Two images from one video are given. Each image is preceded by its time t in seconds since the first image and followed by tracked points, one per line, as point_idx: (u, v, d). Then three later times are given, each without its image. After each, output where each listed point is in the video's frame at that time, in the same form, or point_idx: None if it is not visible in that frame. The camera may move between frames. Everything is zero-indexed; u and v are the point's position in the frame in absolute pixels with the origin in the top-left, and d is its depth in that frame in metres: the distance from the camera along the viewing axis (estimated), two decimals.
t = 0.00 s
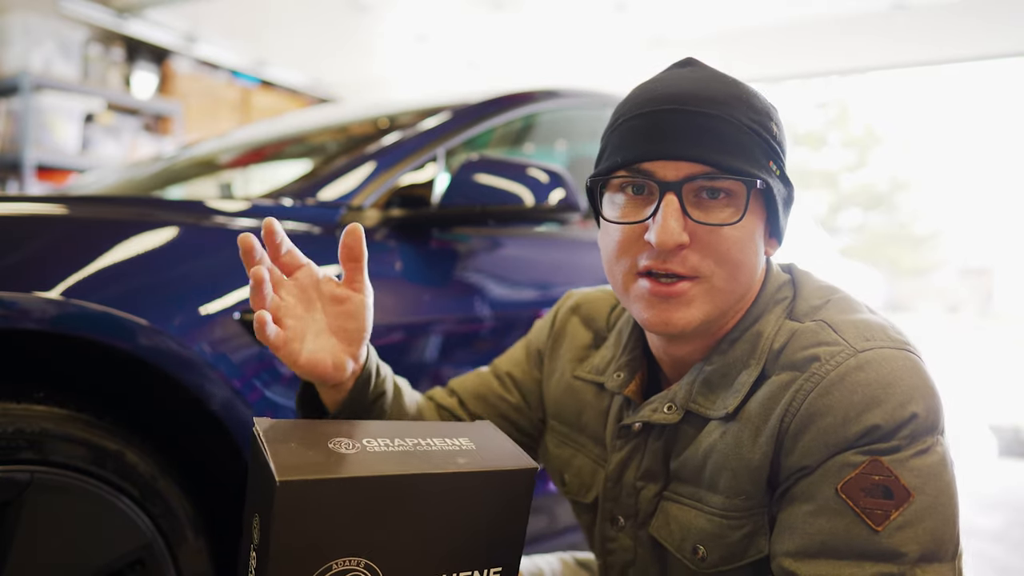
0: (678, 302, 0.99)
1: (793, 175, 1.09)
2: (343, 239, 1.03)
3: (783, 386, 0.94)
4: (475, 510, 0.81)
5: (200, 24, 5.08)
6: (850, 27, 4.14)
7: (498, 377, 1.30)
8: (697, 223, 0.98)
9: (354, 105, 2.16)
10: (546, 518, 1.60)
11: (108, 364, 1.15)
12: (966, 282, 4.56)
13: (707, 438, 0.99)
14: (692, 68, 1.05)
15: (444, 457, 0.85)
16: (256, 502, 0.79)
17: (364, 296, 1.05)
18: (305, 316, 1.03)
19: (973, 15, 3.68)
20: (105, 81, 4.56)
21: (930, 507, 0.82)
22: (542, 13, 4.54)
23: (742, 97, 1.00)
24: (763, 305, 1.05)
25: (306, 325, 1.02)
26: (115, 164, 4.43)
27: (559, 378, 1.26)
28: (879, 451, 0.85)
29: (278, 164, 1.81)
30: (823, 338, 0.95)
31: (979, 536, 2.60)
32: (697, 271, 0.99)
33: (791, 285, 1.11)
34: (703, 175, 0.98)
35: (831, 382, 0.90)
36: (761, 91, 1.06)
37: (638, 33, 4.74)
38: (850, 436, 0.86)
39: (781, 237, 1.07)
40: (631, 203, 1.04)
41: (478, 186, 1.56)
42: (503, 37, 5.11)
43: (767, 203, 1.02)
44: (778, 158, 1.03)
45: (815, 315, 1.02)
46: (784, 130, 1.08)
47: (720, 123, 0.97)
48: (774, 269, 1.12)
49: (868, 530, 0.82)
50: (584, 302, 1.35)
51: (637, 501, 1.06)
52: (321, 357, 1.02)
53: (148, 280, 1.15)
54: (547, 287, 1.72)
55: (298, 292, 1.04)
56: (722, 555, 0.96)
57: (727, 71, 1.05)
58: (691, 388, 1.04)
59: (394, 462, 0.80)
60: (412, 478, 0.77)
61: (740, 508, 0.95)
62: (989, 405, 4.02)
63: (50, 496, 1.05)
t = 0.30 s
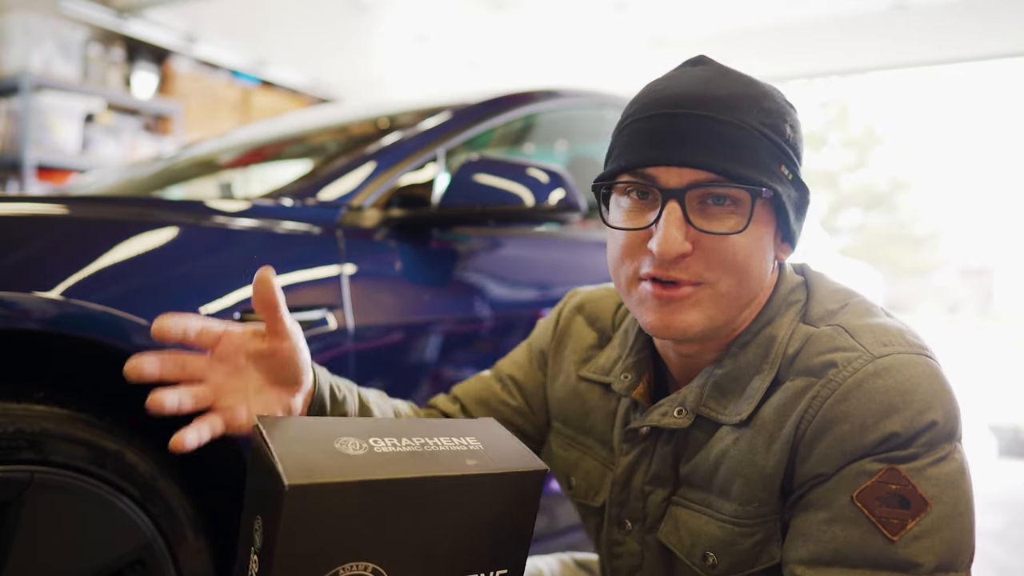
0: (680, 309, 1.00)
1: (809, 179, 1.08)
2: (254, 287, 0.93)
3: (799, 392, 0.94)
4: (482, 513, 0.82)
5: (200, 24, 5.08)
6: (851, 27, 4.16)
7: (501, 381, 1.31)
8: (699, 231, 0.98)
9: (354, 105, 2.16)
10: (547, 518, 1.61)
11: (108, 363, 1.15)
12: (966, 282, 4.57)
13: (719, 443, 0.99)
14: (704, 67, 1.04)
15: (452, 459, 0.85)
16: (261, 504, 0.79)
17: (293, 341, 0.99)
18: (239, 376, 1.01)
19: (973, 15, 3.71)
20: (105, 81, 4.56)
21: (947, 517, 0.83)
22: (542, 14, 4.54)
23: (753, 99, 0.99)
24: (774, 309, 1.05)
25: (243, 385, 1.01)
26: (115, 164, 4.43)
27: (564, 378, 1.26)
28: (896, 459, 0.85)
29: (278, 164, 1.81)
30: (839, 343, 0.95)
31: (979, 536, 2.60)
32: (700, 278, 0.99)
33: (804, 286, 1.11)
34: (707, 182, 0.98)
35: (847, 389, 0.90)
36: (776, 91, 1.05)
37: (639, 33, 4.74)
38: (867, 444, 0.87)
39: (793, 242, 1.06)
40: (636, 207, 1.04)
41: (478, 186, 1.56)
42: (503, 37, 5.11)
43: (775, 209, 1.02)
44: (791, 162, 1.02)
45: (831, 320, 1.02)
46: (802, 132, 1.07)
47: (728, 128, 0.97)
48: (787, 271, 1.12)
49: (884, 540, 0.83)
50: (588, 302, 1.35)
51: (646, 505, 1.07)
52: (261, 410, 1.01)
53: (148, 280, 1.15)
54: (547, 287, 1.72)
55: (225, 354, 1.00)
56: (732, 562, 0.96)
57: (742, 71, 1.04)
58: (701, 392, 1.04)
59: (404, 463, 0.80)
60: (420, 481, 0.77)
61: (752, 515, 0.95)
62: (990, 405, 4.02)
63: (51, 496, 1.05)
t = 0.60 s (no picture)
0: (682, 314, 0.99)
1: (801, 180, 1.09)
2: None
3: (790, 398, 0.94)
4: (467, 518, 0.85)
5: (200, 24, 5.09)
6: (850, 27, 4.14)
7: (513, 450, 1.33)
8: (702, 234, 0.98)
9: (354, 105, 2.16)
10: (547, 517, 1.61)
11: (108, 363, 1.16)
12: (966, 281, 4.46)
13: (713, 451, 0.99)
14: (696, 70, 1.04)
15: (440, 466, 0.88)
16: (252, 512, 0.81)
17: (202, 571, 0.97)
18: None
19: (973, 15, 3.72)
20: (105, 81, 4.56)
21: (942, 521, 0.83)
22: (542, 14, 4.54)
23: (749, 102, 1.00)
24: (767, 314, 1.05)
25: None
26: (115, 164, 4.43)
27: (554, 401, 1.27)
28: (889, 464, 0.85)
29: (278, 164, 1.81)
30: (831, 348, 0.95)
31: (978, 536, 2.60)
32: (702, 282, 0.98)
33: (796, 289, 1.11)
34: (707, 185, 0.98)
35: (839, 394, 0.89)
36: (766, 93, 1.06)
37: (639, 33, 4.74)
38: (860, 449, 0.87)
39: (787, 244, 1.06)
40: (634, 212, 1.04)
41: (478, 186, 1.55)
42: (503, 37, 5.11)
43: (773, 211, 1.02)
44: (786, 164, 1.03)
45: (823, 323, 1.01)
46: (791, 134, 1.08)
47: (727, 130, 0.97)
48: (777, 274, 1.12)
49: (879, 547, 0.83)
50: (565, 328, 1.38)
51: (643, 515, 1.06)
52: None
53: (147, 280, 1.15)
54: (547, 287, 1.72)
55: None
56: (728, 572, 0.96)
57: (732, 74, 1.05)
58: (695, 400, 1.04)
59: (393, 471, 0.83)
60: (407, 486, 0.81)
61: (746, 524, 0.95)
62: (989, 405, 4.01)
63: (51, 496, 1.05)
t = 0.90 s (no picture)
0: (646, 313, 1.00)
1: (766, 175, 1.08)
2: None
3: (766, 394, 0.94)
4: (452, 510, 0.89)
5: (200, 24, 5.08)
6: (850, 26, 4.15)
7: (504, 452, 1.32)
8: (662, 232, 0.98)
9: (354, 105, 2.16)
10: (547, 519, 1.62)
11: (109, 364, 1.16)
12: (966, 283, 4.49)
13: (692, 449, 0.99)
14: (654, 74, 1.05)
15: (428, 463, 0.93)
16: (248, 505, 0.85)
17: None
18: None
19: (973, 15, 3.72)
20: (105, 81, 4.56)
21: (917, 510, 0.83)
22: (542, 14, 4.54)
23: (704, 101, 1.00)
24: (741, 312, 1.05)
25: None
26: (115, 165, 4.43)
27: (540, 403, 1.27)
28: (863, 456, 0.85)
29: (278, 164, 1.82)
30: (804, 344, 0.95)
31: (978, 536, 2.60)
32: (663, 280, 0.99)
33: (771, 287, 1.10)
34: (665, 183, 0.98)
35: (812, 389, 0.90)
36: (728, 93, 1.06)
37: (638, 33, 4.72)
38: (834, 442, 0.87)
39: (755, 239, 1.05)
40: (597, 214, 1.04)
41: (478, 186, 1.62)
42: (503, 37, 5.11)
43: (735, 206, 1.01)
44: (746, 160, 1.02)
45: (797, 320, 1.01)
46: (755, 132, 1.07)
47: (680, 129, 0.98)
48: (751, 272, 1.12)
49: (855, 537, 0.84)
50: (551, 331, 1.36)
51: (628, 515, 1.06)
52: None
53: (147, 280, 1.15)
54: (547, 287, 1.72)
55: None
56: (711, 567, 0.96)
57: (692, 76, 1.05)
58: (674, 400, 1.03)
59: (381, 464, 0.88)
60: (398, 477, 0.86)
61: (726, 519, 0.95)
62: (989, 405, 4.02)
63: (51, 496, 1.05)
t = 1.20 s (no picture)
0: (637, 311, 1.00)
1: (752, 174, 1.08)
2: None
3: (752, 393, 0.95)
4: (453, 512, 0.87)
5: (200, 24, 5.09)
6: (850, 27, 4.15)
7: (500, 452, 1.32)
8: (650, 230, 0.98)
9: (354, 105, 2.17)
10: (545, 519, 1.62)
11: (109, 364, 1.17)
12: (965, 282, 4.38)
13: (680, 447, 0.99)
14: (639, 76, 1.05)
15: (428, 466, 0.91)
16: (246, 510, 0.83)
17: None
18: None
19: (972, 15, 3.73)
20: (105, 81, 4.56)
21: (902, 508, 0.83)
22: (542, 13, 4.54)
23: (690, 102, 1.01)
24: (730, 309, 1.06)
25: None
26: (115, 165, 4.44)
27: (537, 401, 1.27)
28: (847, 454, 0.86)
29: (278, 165, 1.82)
30: (790, 343, 0.95)
31: (978, 536, 2.60)
32: (653, 278, 0.99)
33: (759, 285, 1.11)
34: (653, 182, 0.98)
35: (796, 388, 0.90)
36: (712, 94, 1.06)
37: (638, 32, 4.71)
38: (818, 440, 0.87)
39: (743, 237, 1.06)
40: (587, 215, 1.04)
41: (477, 186, 1.66)
42: (503, 37, 5.11)
43: (722, 204, 1.01)
44: (732, 159, 1.03)
45: (784, 318, 1.02)
46: (740, 132, 1.08)
47: (666, 129, 0.98)
48: (740, 269, 1.12)
49: (840, 534, 0.84)
50: (547, 332, 1.36)
51: (620, 512, 1.07)
52: None
53: (147, 280, 1.15)
54: (547, 287, 1.72)
55: None
56: (699, 564, 0.96)
57: (676, 77, 1.06)
58: (664, 398, 1.04)
59: (382, 468, 0.86)
60: (398, 482, 0.83)
61: (714, 516, 0.95)
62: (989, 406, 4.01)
63: (51, 495, 1.05)
